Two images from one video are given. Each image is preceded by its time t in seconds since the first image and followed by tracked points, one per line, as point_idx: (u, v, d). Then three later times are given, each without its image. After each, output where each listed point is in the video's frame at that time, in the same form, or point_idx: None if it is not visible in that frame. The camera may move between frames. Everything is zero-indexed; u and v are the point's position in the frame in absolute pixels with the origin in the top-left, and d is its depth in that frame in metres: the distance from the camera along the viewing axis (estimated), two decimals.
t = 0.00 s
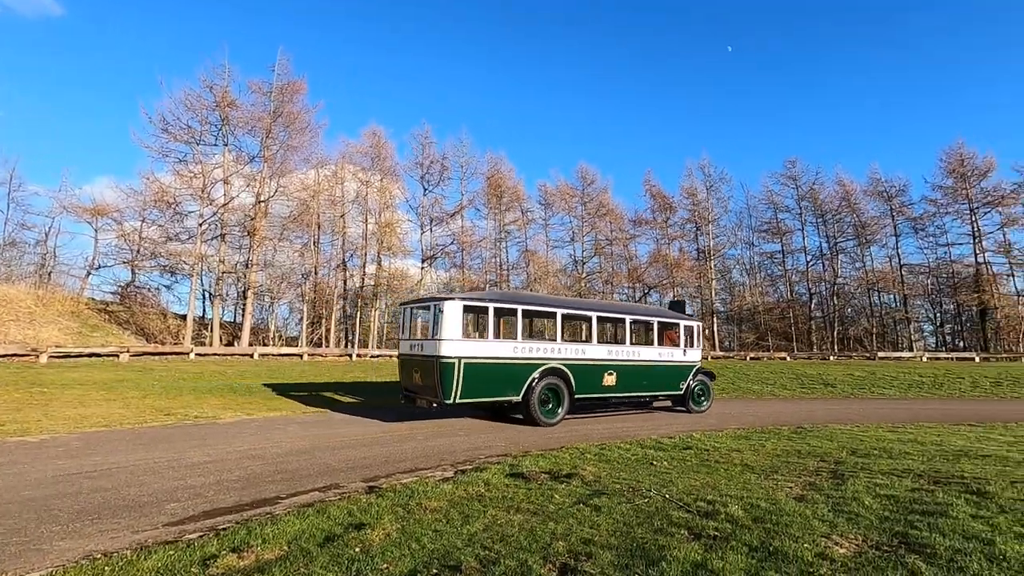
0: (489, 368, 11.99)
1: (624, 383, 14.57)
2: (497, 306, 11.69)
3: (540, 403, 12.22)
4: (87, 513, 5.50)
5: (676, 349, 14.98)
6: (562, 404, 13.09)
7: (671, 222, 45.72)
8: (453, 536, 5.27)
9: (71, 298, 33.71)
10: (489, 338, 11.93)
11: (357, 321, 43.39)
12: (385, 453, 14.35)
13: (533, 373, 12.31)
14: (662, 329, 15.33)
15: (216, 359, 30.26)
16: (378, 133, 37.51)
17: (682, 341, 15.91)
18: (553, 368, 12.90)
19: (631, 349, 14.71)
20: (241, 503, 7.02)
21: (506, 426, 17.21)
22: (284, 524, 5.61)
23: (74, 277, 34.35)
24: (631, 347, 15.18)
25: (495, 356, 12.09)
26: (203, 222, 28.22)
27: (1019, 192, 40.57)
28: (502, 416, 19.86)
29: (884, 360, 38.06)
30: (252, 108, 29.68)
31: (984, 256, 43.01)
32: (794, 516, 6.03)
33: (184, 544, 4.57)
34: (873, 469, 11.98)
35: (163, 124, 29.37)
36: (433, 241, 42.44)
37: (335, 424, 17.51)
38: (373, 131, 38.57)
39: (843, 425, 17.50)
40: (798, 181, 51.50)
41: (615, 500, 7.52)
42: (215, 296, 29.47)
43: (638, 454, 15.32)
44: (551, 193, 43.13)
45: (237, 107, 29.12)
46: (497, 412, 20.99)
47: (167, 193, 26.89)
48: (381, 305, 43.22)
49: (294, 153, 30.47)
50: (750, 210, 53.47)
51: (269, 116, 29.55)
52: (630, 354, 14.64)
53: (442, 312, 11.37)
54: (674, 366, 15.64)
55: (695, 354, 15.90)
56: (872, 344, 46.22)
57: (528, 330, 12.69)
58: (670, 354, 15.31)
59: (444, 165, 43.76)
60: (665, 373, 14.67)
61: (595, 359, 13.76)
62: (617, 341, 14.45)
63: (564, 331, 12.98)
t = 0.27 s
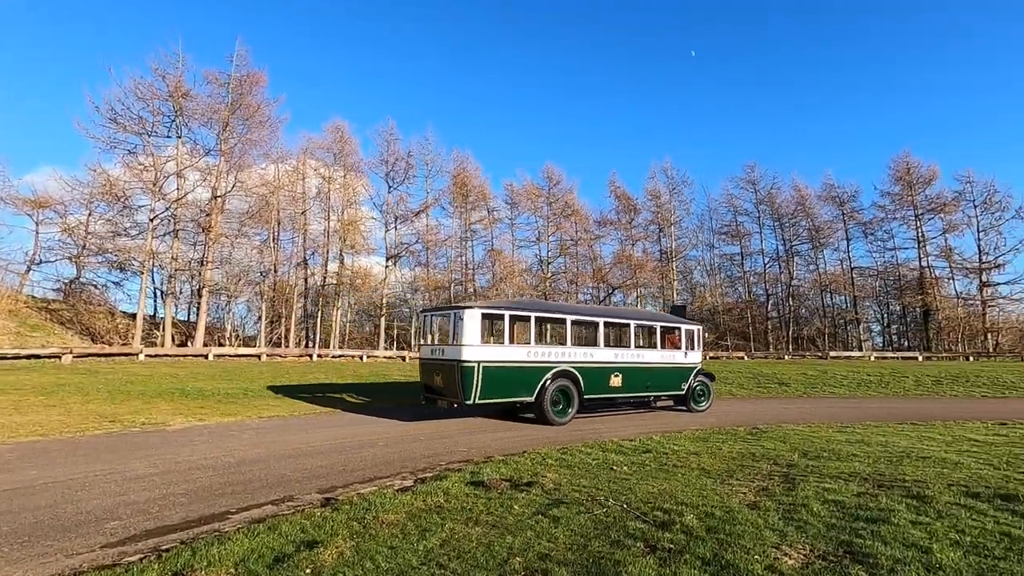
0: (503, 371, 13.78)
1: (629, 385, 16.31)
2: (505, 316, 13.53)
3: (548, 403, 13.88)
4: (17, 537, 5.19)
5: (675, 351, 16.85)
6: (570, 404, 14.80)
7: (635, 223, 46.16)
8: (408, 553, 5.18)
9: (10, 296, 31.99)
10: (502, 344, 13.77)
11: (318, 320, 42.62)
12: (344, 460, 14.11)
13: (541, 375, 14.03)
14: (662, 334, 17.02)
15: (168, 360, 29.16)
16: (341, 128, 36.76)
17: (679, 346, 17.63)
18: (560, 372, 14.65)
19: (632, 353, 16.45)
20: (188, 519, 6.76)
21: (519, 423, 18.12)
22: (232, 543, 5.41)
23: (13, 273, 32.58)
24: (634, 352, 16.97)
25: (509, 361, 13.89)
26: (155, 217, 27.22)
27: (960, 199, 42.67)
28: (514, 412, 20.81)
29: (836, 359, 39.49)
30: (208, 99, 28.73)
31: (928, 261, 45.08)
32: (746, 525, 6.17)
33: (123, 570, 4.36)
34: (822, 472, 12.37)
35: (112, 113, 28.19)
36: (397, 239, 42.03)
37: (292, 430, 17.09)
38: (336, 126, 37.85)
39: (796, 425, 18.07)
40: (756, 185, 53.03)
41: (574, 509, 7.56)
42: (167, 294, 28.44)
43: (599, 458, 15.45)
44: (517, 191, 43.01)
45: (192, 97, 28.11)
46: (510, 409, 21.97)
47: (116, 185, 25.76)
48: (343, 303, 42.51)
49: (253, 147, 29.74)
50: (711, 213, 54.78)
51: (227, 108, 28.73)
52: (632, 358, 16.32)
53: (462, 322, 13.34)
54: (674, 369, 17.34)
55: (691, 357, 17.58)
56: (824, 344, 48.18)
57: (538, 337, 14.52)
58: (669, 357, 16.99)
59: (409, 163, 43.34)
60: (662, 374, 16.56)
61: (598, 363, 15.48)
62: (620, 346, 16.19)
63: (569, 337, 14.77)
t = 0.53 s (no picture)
0: (517, 375, 14.68)
1: (635, 386, 17.31)
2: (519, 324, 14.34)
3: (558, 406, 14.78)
4: None
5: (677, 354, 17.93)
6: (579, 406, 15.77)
7: (602, 224, 46.59)
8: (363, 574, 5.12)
9: None
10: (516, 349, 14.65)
11: (280, 318, 41.80)
12: (302, 469, 13.82)
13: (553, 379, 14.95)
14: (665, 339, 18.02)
15: (119, 360, 28.09)
16: (306, 122, 35.93)
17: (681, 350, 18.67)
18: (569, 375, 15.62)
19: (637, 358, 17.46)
20: (130, 539, 6.49)
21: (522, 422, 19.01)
22: (177, 566, 5.22)
23: None
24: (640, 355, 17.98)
25: (522, 366, 14.80)
26: (106, 211, 26.21)
27: (910, 208, 44.55)
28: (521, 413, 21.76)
29: (792, 361, 40.74)
30: (164, 89, 27.72)
31: (878, 266, 46.91)
32: (699, 539, 6.30)
33: None
34: (774, 479, 12.72)
35: (59, 100, 27.02)
36: (363, 236, 41.56)
37: (248, 437, 16.66)
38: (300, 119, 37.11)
39: (752, 427, 18.56)
40: (720, 189, 54.29)
41: (533, 523, 7.59)
42: (119, 290, 27.43)
43: (560, 465, 15.53)
44: (486, 191, 43.58)
45: (147, 86, 27.07)
46: (497, 411, 22.42)
47: (64, 176, 24.64)
48: (306, 300, 41.70)
49: (212, 140, 28.90)
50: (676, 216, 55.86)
51: (184, 98, 27.80)
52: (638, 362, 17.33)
53: (478, 328, 14.12)
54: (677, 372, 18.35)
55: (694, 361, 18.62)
56: (781, 345, 49.95)
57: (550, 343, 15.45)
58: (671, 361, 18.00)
59: (375, 159, 42.82)
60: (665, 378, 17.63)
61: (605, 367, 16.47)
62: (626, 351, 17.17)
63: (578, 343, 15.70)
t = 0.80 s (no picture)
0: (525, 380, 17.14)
1: (635, 389, 19.83)
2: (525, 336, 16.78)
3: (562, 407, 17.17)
4: None
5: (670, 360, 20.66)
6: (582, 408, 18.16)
7: (569, 227, 47.06)
8: None
9: None
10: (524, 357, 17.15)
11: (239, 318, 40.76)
12: (256, 481, 13.55)
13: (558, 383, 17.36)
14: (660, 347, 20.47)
15: (64, 362, 26.91)
16: (268, 117, 35.18)
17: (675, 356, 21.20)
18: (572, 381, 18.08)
19: (635, 364, 19.86)
20: (71, 564, 6.29)
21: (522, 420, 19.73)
22: None
23: None
24: (641, 361, 20.48)
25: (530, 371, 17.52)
26: (51, 205, 25.08)
27: (863, 216, 46.32)
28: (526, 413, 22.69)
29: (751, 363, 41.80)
30: (117, 79, 26.71)
31: (833, 271, 48.61)
32: (650, 555, 6.45)
33: None
34: (727, 488, 13.08)
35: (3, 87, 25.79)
36: (328, 235, 41.03)
37: (200, 448, 16.23)
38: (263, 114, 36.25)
39: (710, 432, 18.97)
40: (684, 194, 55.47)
41: (489, 539, 7.61)
42: (66, 289, 26.29)
43: (520, 474, 15.62)
44: (453, 192, 43.70)
45: (98, 76, 26.03)
46: (459, 416, 22.41)
47: (5, 168, 23.48)
48: (267, 300, 40.73)
49: (168, 133, 28.02)
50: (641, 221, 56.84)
51: (139, 89, 26.85)
52: (636, 368, 19.73)
53: (490, 338, 16.84)
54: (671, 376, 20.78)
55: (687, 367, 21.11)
56: (741, 346, 51.36)
57: (556, 351, 17.95)
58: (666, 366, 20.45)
59: (341, 157, 42.25)
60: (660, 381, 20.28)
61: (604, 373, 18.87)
62: (625, 358, 19.60)
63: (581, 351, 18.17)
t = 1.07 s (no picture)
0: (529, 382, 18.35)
1: (633, 391, 20.90)
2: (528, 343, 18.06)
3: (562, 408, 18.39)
4: None
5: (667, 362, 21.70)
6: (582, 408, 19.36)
7: (535, 229, 47.47)
8: None
9: None
10: (527, 361, 18.44)
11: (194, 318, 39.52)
12: (205, 491, 13.19)
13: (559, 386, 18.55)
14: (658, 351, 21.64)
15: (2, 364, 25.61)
16: (227, 111, 34.27)
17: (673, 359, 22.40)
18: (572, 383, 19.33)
19: (633, 366, 21.02)
20: None
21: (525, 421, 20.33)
22: None
23: None
24: (638, 364, 21.53)
25: (532, 374, 18.63)
26: None
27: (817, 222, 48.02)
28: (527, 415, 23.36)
29: (710, 364, 42.74)
30: (65, 67, 25.60)
31: (789, 275, 50.18)
32: (593, 564, 6.58)
33: None
34: (677, 493, 13.34)
35: None
36: (290, 234, 40.24)
37: (147, 455, 15.72)
38: (222, 107, 35.27)
39: (665, 434, 19.32)
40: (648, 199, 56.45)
41: (438, 550, 7.61)
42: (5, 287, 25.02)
43: (477, 481, 15.62)
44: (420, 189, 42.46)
45: (44, 63, 24.88)
46: (419, 420, 22.30)
47: None
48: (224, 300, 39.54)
49: (120, 125, 26.96)
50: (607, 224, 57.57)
51: (89, 79, 25.81)
52: (634, 370, 20.87)
53: (493, 343, 18.06)
54: (668, 378, 21.94)
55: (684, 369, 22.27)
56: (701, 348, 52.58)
57: (556, 355, 19.14)
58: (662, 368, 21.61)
59: (304, 154, 41.48)
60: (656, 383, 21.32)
61: (603, 375, 20.07)
62: (624, 361, 20.78)
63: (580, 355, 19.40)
